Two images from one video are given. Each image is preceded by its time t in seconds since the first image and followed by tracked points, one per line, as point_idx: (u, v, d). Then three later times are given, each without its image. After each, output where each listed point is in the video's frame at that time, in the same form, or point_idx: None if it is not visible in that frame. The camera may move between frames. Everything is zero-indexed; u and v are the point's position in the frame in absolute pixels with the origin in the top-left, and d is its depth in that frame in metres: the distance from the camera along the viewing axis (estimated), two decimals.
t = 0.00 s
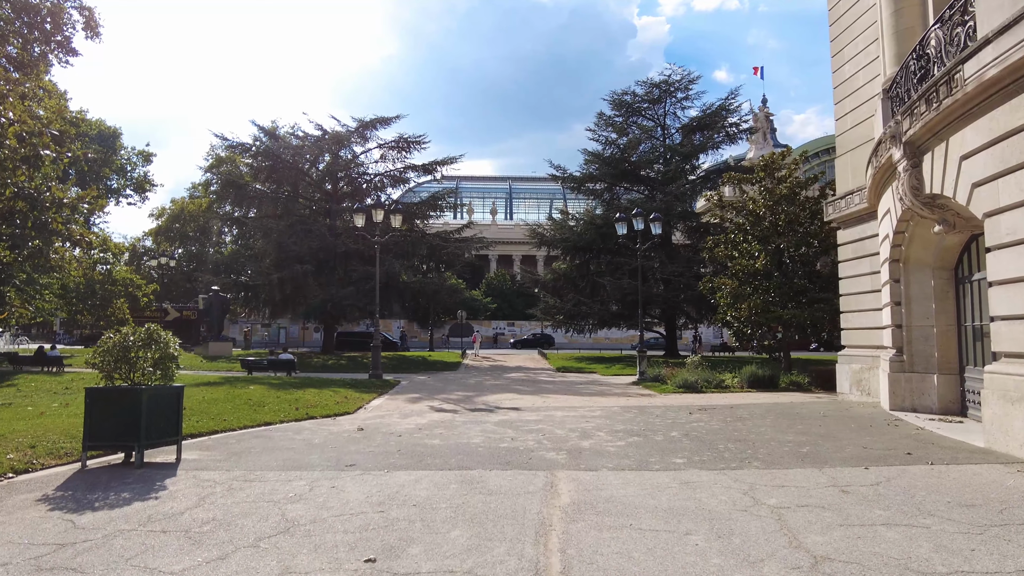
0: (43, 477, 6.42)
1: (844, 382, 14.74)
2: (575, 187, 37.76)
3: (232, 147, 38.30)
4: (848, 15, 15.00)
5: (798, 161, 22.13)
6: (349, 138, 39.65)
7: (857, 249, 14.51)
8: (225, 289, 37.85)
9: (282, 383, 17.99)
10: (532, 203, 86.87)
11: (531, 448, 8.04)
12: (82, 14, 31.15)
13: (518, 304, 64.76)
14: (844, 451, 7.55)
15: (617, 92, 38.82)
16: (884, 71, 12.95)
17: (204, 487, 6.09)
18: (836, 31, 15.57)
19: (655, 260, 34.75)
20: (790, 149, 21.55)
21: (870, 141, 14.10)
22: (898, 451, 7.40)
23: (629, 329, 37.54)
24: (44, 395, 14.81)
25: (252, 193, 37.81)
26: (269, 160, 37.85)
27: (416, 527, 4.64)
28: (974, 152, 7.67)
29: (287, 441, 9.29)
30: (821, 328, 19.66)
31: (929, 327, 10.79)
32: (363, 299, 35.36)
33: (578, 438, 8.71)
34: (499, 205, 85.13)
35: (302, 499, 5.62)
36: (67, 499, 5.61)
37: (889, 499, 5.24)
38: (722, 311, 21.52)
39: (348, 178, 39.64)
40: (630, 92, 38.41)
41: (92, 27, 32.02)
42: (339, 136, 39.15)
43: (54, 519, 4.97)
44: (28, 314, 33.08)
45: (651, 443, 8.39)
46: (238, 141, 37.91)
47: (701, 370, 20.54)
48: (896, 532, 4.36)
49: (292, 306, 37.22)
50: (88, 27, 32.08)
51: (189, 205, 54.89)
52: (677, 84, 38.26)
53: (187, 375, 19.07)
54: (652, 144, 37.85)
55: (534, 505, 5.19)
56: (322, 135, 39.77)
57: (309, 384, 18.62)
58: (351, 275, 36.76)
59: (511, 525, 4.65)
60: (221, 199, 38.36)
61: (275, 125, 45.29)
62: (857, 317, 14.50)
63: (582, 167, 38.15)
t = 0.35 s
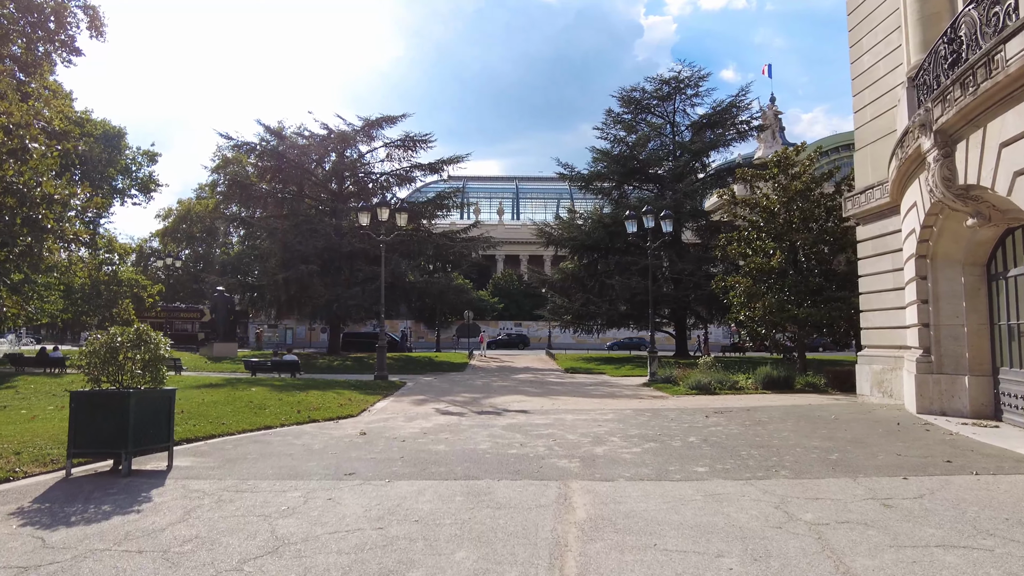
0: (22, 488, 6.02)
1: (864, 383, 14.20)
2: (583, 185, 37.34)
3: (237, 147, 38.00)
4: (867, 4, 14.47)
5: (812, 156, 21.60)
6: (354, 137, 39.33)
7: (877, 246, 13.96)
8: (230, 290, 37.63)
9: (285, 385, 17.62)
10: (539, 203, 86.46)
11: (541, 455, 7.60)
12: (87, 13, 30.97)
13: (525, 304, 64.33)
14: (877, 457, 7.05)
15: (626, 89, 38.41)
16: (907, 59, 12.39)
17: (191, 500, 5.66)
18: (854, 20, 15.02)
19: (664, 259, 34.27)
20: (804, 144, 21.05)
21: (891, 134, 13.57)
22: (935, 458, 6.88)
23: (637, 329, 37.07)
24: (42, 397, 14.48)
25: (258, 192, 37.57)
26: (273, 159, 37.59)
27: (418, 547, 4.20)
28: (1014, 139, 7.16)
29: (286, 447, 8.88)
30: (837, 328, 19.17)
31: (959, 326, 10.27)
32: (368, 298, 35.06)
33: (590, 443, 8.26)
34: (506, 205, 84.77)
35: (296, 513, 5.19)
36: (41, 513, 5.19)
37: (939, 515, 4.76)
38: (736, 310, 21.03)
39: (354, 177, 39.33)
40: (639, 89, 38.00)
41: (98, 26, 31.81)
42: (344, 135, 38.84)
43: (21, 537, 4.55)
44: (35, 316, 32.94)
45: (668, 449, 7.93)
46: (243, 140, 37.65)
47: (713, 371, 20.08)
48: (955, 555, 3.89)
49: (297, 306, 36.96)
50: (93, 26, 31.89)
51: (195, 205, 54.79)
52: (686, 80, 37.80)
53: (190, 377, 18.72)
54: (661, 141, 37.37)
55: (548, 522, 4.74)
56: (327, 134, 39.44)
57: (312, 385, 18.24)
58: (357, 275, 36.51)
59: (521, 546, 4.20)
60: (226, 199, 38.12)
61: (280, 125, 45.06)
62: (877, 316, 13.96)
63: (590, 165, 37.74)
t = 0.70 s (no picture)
0: None
1: (883, 385, 13.67)
2: (589, 182, 36.83)
3: (239, 145, 37.58)
4: None
5: (825, 152, 21.03)
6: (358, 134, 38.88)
7: (897, 243, 13.42)
8: (231, 289, 37.23)
9: (284, 386, 17.17)
10: (543, 202, 85.86)
11: (551, 464, 7.11)
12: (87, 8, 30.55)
13: (529, 304, 63.80)
14: (913, 468, 6.55)
15: (633, 85, 37.93)
16: (932, 47, 11.85)
17: (172, 515, 5.20)
18: (873, 9, 14.46)
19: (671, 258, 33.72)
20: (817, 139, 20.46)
21: (913, 125, 13.02)
22: (978, 469, 6.36)
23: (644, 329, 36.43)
24: (33, 399, 14.06)
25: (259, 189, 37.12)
26: (276, 156, 37.12)
27: None
28: None
29: (280, 454, 8.41)
30: (852, 328, 18.61)
31: (991, 327, 9.73)
32: (370, 297, 34.54)
33: (602, 451, 7.77)
34: (510, 204, 84.28)
35: (284, 532, 4.72)
36: (5, 531, 4.74)
37: (998, 537, 4.26)
38: (747, 310, 20.49)
39: (357, 175, 38.87)
40: (646, 85, 37.50)
41: (98, 22, 31.42)
42: (347, 132, 38.37)
43: None
44: (36, 315, 32.63)
45: (686, 458, 7.42)
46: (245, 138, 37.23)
47: (723, 372, 19.57)
48: None
49: (300, 306, 36.54)
50: (94, 22, 31.48)
51: (198, 204, 54.46)
52: (695, 76, 37.27)
53: (187, 379, 18.25)
54: (668, 138, 36.82)
55: (562, 545, 4.26)
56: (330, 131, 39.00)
57: (313, 386, 17.79)
58: (360, 274, 36.07)
59: None
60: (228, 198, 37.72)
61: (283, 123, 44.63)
62: (897, 316, 13.43)
63: (596, 162, 37.22)
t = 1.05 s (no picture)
0: None
1: (895, 385, 13.20)
2: (589, 180, 36.39)
3: (235, 142, 37.03)
4: None
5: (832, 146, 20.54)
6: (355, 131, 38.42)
7: (910, 238, 12.96)
8: (227, 287, 36.77)
9: (277, 386, 16.70)
10: (543, 201, 85.37)
11: (552, 472, 6.63)
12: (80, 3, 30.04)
13: (529, 303, 63.34)
14: (943, 476, 6.07)
15: (634, 82, 37.51)
16: (948, 33, 11.36)
17: (135, 532, 4.72)
18: None
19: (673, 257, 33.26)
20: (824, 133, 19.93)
21: (927, 117, 12.56)
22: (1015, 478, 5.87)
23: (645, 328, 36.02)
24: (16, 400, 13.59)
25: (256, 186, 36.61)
26: (273, 153, 36.61)
27: None
28: None
29: (265, 461, 7.93)
30: (860, 326, 18.12)
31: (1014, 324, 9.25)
32: (367, 295, 34.07)
33: (606, 458, 7.30)
34: (510, 203, 83.87)
35: (255, 553, 4.25)
36: None
37: None
38: (752, 308, 20.01)
39: (355, 173, 38.41)
40: (647, 81, 37.12)
41: (92, 18, 30.92)
42: (344, 129, 37.91)
43: None
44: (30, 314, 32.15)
45: (696, 466, 6.95)
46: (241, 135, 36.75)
47: (728, 372, 19.11)
48: None
49: (297, 304, 36.10)
50: (88, 17, 30.97)
51: (196, 202, 53.99)
52: (696, 72, 36.84)
53: (177, 379, 17.73)
54: (670, 135, 36.35)
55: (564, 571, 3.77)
56: (327, 127, 38.53)
57: (307, 387, 17.32)
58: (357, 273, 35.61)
59: None
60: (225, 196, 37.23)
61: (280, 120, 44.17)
62: (911, 314, 12.95)
63: (596, 159, 36.81)
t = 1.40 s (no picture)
0: None
1: (910, 387, 12.74)
2: (590, 179, 35.97)
3: (233, 141, 36.54)
4: None
5: (840, 142, 20.05)
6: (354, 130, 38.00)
7: (925, 235, 12.51)
8: (224, 288, 36.31)
9: (272, 390, 16.26)
10: (544, 201, 84.99)
11: (557, 485, 6.17)
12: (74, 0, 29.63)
13: (530, 303, 62.93)
14: (980, 489, 5.61)
15: (636, 79, 37.08)
16: (967, 22, 10.91)
17: (96, 556, 4.27)
18: None
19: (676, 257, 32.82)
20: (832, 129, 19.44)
21: (944, 109, 12.09)
22: None
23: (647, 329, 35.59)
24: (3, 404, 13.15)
25: (253, 186, 36.16)
26: (271, 152, 36.16)
27: None
28: None
29: (252, 472, 7.49)
30: (870, 326, 17.65)
31: None
32: (366, 297, 33.63)
33: (613, 469, 6.86)
34: (511, 203, 83.48)
35: None
36: None
37: None
38: (759, 309, 19.56)
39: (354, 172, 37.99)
40: (648, 79, 36.68)
41: (87, 16, 30.50)
42: (342, 128, 37.50)
43: None
44: (23, 315, 31.75)
45: (710, 478, 6.51)
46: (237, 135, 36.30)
47: (734, 374, 18.67)
48: None
49: (295, 305, 35.69)
50: (82, 16, 30.54)
51: (195, 203, 53.57)
52: (699, 70, 36.40)
53: (170, 382, 17.27)
54: (672, 133, 35.89)
55: None
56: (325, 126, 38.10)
57: (302, 390, 16.87)
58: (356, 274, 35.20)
59: None
60: (223, 197, 36.83)
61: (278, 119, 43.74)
62: (926, 314, 12.50)
63: (598, 158, 36.38)
